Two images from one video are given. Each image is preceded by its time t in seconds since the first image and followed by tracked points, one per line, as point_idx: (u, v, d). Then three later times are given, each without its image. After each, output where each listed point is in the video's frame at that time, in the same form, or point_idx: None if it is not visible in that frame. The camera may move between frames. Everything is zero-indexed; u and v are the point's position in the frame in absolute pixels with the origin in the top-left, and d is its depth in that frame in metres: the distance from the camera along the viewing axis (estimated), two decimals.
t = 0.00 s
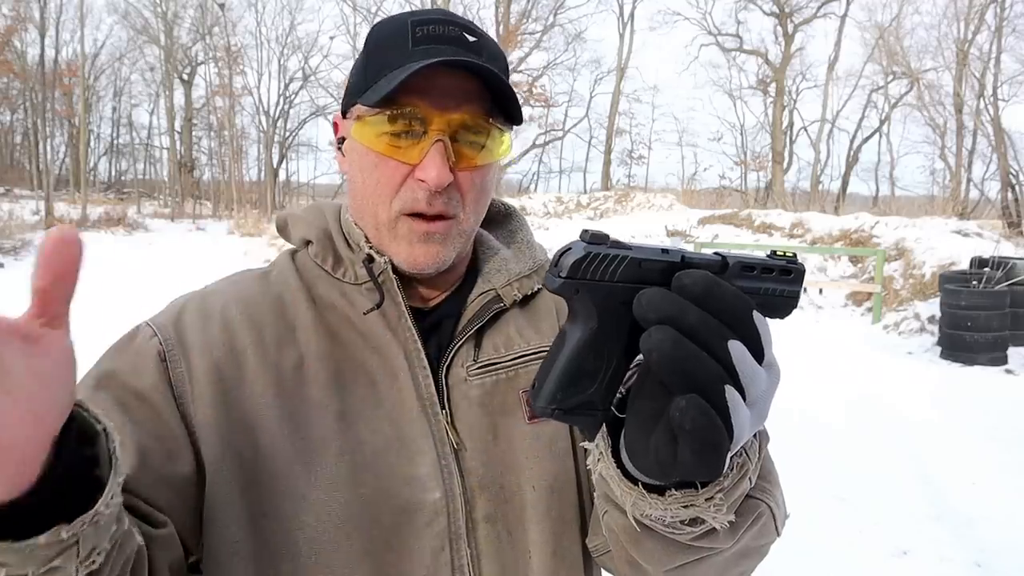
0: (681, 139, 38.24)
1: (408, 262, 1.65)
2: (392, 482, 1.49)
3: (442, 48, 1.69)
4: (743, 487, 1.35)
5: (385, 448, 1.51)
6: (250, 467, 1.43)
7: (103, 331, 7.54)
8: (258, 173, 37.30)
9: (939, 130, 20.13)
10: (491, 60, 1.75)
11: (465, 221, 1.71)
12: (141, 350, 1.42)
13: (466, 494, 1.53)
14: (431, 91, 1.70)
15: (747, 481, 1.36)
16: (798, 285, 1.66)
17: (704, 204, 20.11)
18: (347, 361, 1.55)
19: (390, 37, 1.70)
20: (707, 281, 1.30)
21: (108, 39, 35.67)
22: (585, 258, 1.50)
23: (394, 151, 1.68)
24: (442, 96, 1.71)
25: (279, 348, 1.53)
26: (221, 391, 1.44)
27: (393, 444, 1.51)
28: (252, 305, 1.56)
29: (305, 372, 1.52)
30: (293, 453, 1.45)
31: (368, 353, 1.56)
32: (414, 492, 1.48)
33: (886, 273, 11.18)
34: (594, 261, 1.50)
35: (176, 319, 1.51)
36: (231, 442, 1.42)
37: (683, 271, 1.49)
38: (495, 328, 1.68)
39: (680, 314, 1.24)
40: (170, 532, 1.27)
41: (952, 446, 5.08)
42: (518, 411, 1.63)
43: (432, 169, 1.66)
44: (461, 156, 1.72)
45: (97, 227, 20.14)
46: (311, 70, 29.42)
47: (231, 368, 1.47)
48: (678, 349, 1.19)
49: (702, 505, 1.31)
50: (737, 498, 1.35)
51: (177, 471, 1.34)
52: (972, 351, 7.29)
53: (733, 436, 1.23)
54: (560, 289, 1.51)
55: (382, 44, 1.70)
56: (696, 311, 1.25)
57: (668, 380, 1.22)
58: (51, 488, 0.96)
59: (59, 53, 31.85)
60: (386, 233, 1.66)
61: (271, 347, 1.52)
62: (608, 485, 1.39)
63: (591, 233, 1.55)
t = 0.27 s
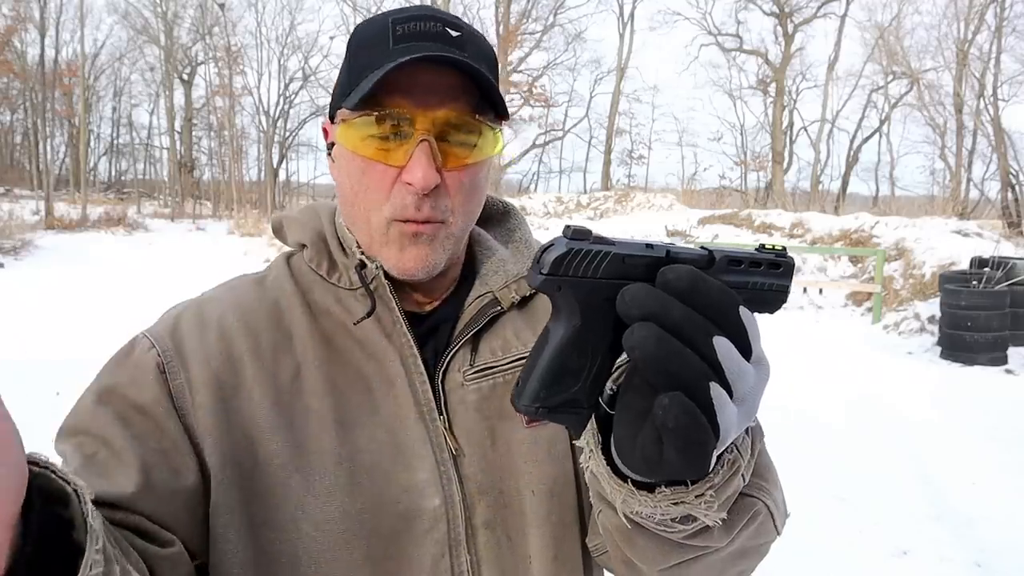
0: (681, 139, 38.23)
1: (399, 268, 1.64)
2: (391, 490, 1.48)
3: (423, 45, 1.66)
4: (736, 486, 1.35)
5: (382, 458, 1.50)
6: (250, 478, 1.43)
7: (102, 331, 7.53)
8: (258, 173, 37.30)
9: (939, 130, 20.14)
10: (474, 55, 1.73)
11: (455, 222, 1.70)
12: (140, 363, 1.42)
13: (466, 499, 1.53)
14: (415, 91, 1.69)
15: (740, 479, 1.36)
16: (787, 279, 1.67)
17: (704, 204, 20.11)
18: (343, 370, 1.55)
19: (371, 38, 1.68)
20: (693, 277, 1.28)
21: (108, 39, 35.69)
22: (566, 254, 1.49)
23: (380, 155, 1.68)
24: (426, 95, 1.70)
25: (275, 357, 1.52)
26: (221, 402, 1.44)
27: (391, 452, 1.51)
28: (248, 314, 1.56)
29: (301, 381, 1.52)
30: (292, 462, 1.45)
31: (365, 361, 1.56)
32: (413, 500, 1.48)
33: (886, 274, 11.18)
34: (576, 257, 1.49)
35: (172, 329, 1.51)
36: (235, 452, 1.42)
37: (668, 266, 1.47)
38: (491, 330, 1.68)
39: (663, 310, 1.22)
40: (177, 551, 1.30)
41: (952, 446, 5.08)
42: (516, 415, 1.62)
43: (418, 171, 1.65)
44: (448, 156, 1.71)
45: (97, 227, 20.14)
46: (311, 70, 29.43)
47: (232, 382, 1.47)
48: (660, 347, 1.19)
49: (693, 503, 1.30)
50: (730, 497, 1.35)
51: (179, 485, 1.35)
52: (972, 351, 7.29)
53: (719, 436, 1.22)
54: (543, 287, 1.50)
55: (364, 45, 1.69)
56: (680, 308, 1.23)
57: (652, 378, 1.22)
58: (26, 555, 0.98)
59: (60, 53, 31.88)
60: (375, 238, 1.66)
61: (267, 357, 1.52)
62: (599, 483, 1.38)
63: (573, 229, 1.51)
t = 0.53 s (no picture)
0: (681, 139, 38.23)
1: (409, 274, 1.66)
2: (384, 485, 1.47)
3: (462, 60, 1.66)
4: (714, 475, 1.34)
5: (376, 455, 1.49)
6: (247, 477, 1.42)
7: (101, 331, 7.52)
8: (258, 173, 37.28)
9: (939, 130, 20.14)
10: (507, 75, 1.74)
11: (471, 234, 1.72)
12: (137, 361, 1.40)
13: (458, 493, 1.52)
14: (449, 103, 1.67)
15: (718, 469, 1.35)
16: (762, 274, 1.64)
17: (704, 204, 20.12)
18: (335, 368, 1.54)
19: (408, 44, 1.66)
20: (663, 269, 1.25)
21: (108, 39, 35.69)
22: (536, 248, 1.47)
23: (406, 163, 1.66)
24: (458, 108, 1.69)
25: (268, 356, 1.51)
26: (217, 399, 1.43)
27: (384, 447, 1.49)
28: (243, 312, 1.55)
29: (293, 380, 1.52)
30: (287, 460, 1.44)
31: (358, 359, 1.55)
32: (406, 494, 1.47)
33: (886, 273, 11.17)
34: (546, 250, 1.48)
35: (170, 326, 1.50)
36: (234, 450, 1.41)
37: (639, 260, 1.44)
38: (481, 327, 1.67)
39: (632, 306, 1.20)
40: (178, 551, 1.30)
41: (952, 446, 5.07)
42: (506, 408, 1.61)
43: (446, 183, 1.65)
44: (473, 172, 1.71)
45: (97, 227, 20.12)
46: (311, 70, 29.43)
47: (232, 379, 1.46)
48: (627, 340, 1.17)
49: (665, 493, 1.29)
50: (707, 487, 1.34)
51: (182, 482, 1.34)
52: (972, 351, 7.28)
53: (686, 432, 1.21)
54: (513, 278, 1.49)
55: (399, 50, 1.66)
56: (650, 303, 1.21)
57: (611, 370, 1.21)
58: None
59: (60, 53, 31.87)
60: (392, 245, 1.66)
61: (260, 356, 1.51)
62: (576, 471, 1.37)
63: (542, 221, 1.52)
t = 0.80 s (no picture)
0: (682, 139, 38.09)
1: (406, 242, 1.64)
2: (385, 477, 1.47)
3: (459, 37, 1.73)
4: (713, 465, 1.32)
5: (380, 448, 1.48)
6: (249, 466, 1.41)
7: (101, 330, 7.53)
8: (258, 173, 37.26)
9: (939, 130, 20.13)
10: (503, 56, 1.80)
11: (468, 205, 1.72)
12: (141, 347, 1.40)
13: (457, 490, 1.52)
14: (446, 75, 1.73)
15: (717, 457, 1.33)
16: (757, 249, 1.64)
17: (704, 204, 20.12)
18: (339, 362, 1.53)
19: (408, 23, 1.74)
20: (661, 244, 1.26)
21: (108, 39, 35.69)
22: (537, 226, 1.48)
23: (405, 128, 1.69)
24: (456, 81, 1.74)
25: (272, 346, 1.50)
26: (223, 388, 1.42)
27: (387, 441, 1.49)
28: (247, 301, 1.54)
29: (298, 372, 1.50)
30: (290, 453, 1.43)
31: (362, 353, 1.54)
32: (408, 488, 1.47)
33: (886, 273, 11.16)
34: (546, 229, 1.49)
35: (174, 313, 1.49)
36: (239, 441, 1.41)
37: (637, 235, 1.44)
38: (482, 325, 1.66)
39: (631, 276, 1.22)
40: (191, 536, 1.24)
41: (952, 446, 5.06)
42: (506, 403, 1.60)
43: (441, 147, 1.67)
44: (469, 142, 1.74)
45: (97, 227, 20.12)
46: (310, 70, 29.44)
47: (236, 373, 1.44)
48: (629, 309, 1.19)
49: (667, 476, 1.27)
50: (706, 474, 1.32)
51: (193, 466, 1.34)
52: (972, 351, 7.27)
53: (689, 403, 1.21)
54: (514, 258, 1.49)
55: (399, 28, 1.73)
56: (651, 274, 1.22)
57: (615, 336, 1.23)
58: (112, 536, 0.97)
59: (60, 53, 31.87)
60: (388, 210, 1.66)
61: (265, 346, 1.50)
62: (578, 456, 1.35)
63: (543, 200, 1.53)
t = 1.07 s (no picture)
0: (681, 138, 38.03)
1: (414, 254, 1.66)
2: (382, 479, 1.48)
3: (473, 47, 1.71)
4: (718, 478, 1.34)
5: (377, 449, 1.50)
6: (246, 464, 1.42)
7: (101, 330, 7.54)
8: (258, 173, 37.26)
9: (939, 130, 20.13)
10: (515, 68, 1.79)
11: (474, 218, 1.74)
12: (140, 345, 1.40)
13: (453, 491, 1.53)
14: (460, 86, 1.70)
15: (722, 472, 1.35)
16: (772, 273, 1.66)
17: (704, 204, 20.13)
18: (336, 362, 1.54)
19: (422, 29, 1.70)
20: (680, 266, 1.28)
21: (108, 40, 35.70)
22: (561, 242, 1.51)
23: (415, 139, 1.68)
24: (470, 93, 1.72)
25: (270, 345, 1.51)
26: (222, 387, 1.43)
27: (383, 441, 1.50)
28: (244, 299, 1.55)
29: (294, 371, 1.51)
30: (286, 453, 1.44)
31: (358, 354, 1.56)
32: (404, 490, 1.48)
33: (886, 273, 11.17)
34: (570, 245, 1.52)
35: (171, 310, 1.50)
36: (235, 440, 1.42)
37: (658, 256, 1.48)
38: (478, 329, 1.67)
39: (651, 297, 1.24)
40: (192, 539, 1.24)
41: (952, 446, 5.08)
42: (503, 408, 1.62)
43: (454, 163, 1.68)
44: (479, 156, 1.74)
45: (97, 227, 20.12)
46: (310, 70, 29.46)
47: (232, 375, 1.44)
48: (647, 329, 1.20)
49: (675, 490, 1.29)
50: (710, 488, 1.34)
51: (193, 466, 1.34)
52: (972, 351, 7.29)
53: (701, 422, 1.23)
54: (536, 272, 1.53)
55: (412, 34, 1.69)
56: (670, 295, 1.24)
57: (631, 357, 1.23)
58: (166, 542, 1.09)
59: (60, 53, 31.86)
60: (397, 223, 1.68)
61: (262, 343, 1.51)
62: (586, 468, 1.37)
63: (568, 218, 1.56)
